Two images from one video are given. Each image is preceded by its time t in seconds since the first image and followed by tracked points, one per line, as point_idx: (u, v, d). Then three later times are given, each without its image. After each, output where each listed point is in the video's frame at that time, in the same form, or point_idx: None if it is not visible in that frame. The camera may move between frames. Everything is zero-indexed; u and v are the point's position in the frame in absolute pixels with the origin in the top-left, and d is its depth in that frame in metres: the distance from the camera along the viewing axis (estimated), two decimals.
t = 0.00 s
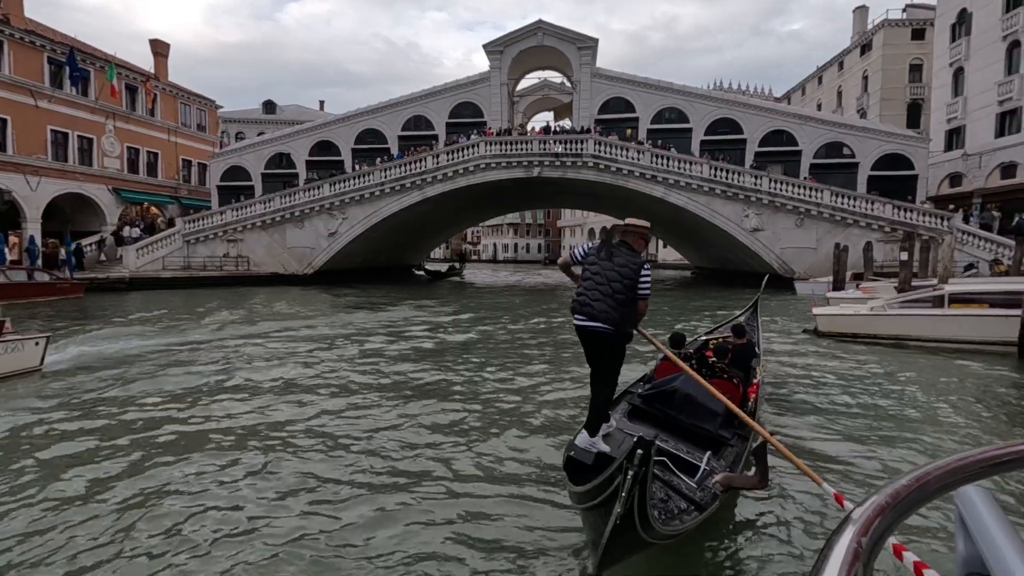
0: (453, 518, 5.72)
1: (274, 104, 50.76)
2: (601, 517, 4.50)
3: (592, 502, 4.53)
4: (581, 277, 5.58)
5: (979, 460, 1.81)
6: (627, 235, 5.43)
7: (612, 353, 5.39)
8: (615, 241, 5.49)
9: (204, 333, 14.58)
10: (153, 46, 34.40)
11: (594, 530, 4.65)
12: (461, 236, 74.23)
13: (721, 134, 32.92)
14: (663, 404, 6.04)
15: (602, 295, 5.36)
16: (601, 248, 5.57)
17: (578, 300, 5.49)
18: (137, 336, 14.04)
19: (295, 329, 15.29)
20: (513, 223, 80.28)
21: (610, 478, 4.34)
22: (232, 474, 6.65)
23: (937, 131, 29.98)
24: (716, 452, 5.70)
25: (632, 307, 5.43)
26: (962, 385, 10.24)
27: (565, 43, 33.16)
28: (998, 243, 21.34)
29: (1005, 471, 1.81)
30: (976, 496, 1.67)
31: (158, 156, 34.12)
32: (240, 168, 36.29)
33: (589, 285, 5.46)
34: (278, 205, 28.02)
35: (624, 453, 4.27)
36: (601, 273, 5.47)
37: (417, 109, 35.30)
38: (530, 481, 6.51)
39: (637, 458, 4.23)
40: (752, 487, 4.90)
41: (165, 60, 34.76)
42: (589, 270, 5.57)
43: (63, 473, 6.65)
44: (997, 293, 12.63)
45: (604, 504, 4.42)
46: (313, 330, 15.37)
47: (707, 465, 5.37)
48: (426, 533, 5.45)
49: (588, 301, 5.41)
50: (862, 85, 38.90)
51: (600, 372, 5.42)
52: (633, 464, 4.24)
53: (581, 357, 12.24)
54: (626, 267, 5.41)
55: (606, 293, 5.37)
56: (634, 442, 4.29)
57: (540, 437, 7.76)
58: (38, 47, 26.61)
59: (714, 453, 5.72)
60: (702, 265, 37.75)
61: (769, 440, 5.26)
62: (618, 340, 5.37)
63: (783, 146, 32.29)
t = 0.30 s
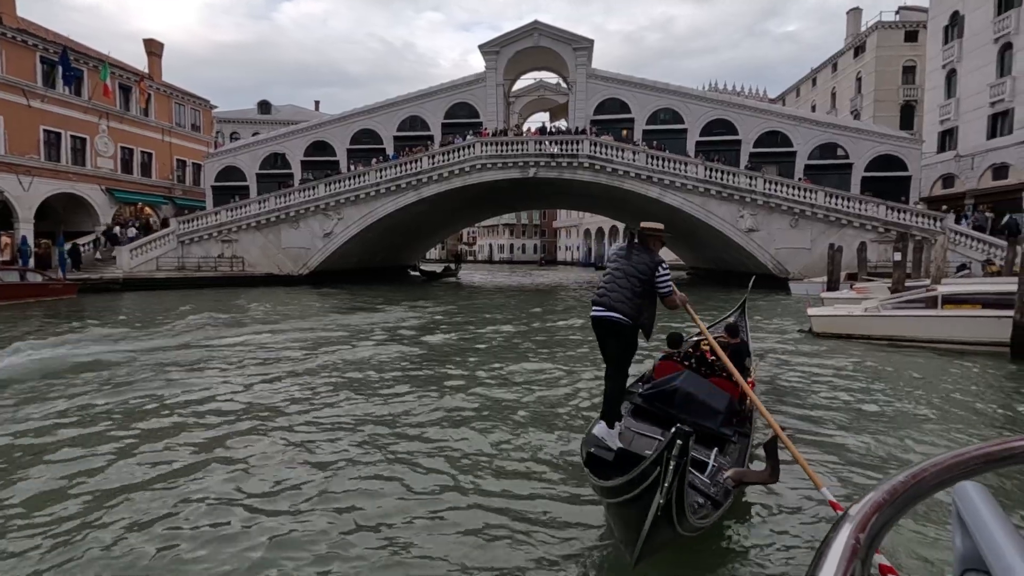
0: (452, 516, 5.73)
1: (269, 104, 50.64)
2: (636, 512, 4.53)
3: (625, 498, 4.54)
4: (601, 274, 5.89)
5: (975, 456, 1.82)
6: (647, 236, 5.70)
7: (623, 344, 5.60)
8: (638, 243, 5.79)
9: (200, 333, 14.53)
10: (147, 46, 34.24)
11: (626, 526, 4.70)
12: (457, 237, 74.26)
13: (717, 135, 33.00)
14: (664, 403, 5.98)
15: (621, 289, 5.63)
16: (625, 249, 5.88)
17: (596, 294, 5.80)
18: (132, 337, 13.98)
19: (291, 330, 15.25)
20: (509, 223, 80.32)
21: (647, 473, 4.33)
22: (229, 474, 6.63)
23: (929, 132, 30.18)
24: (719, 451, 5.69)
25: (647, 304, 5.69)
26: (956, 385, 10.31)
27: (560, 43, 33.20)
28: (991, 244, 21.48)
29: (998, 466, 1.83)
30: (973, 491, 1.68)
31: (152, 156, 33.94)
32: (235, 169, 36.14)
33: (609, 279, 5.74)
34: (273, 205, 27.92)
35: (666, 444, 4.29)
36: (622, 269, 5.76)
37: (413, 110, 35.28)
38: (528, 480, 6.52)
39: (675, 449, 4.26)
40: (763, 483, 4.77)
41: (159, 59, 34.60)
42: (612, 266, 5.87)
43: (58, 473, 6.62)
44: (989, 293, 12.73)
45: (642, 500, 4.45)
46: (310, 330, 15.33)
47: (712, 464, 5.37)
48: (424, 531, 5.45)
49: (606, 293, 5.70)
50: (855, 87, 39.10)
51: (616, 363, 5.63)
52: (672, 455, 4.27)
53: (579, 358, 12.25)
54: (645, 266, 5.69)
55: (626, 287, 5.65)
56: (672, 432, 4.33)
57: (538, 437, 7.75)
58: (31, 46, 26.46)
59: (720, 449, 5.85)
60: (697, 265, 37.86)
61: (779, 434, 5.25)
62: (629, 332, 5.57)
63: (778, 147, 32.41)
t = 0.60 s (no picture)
0: (449, 518, 5.72)
1: (264, 105, 50.52)
2: (684, 515, 4.58)
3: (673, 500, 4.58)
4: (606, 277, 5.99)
5: (966, 455, 1.83)
6: (649, 238, 5.88)
7: (631, 345, 5.65)
8: (641, 245, 5.96)
9: (195, 335, 14.47)
10: (141, 46, 34.06)
11: (671, 529, 4.75)
12: (453, 238, 74.29)
13: (712, 136, 33.10)
14: (668, 403, 6.06)
15: (627, 290, 5.73)
16: (629, 252, 6.02)
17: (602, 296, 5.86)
18: (128, 338, 13.94)
19: (288, 331, 15.24)
20: (505, 224, 80.38)
21: (698, 476, 4.37)
22: (225, 476, 6.61)
23: (922, 134, 30.37)
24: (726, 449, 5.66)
25: (651, 303, 5.79)
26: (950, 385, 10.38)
27: (556, 44, 33.25)
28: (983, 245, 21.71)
29: (987, 464, 1.84)
30: (969, 491, 1.67)
31: (145, 156, 33.78)
32: (229, 169, 35.98)
33: (614, 280, 5.86)
34: (268, 205, 27.83)
35: (717, 445, 4.33)
36: (626, 271, 5.89)
37: (408, 111, 35.25)
38: (526, 480, 6.53)
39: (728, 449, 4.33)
40: (778, 478, 4.76)
41: (153, 59, 34.46)
42: (617, 269, 6.00)
43: (52, 476, 6.59)
44: (981, 295, 12.84)
45: (694, 503, 4.49)
46: (306, 331, 15.33)
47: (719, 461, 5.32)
48: (421, 533, 5.44)
49: (612, 295, 5.77)
50: (849, 88, 39.32)
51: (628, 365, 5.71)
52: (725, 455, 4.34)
53: (576, 359, 12.27)
54: (649, 267, 5.84)
55: (632, 288, 5.76)
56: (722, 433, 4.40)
57: (534, 439, 7.74)
58: (23, 45, 26.31)
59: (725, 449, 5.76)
60: (691, 266, 37.97)
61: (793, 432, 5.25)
62: (637, 332, 5.62)
63: (773, 148, 32.54)
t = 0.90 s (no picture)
0: (448, 520, 5.72)
1: (258, 106, 50.34)
2: (721, 521, 4.48)
3: (711, 504, 4.51)
4: (609, 284, 5.95)
5: (961, 453, 1.85)
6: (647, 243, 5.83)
7: (642, 353, 5.67)
8: (640, 250, 5.91)
9: (190, 337, 14.39)
10: (134, 46, 33.88)
11: (708, 536, 4.67)
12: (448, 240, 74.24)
13: (706, 139, 33.24)
14: (668, 404, 6.30)
15: (633, 299, 5.70)
16: (631, 257, 5.95)
17: (608, 305, 5.84)
18: (122, 341, 13.84)
19: (284, 333, 15.18)
20: (500, 226, 80.36)
21: (738, 484, 4.28)
22: (222, 479, 6.58)
23: (915, 136, 30.56)
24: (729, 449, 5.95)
25: (658, 309, 5.75)
26: (945, 386, 10.45)
27: (551, 47, 33.31)
28: (976, 247, 21.95)
29: (983, 465, 1.84)
30: (960, 488, 1.69)
31: (139, 158, 33.60)
32: (224, 170, 35.85)
33: (619, 289, 5.83)
34: (263, 207, 27.73)
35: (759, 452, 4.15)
36: (629, 278, 5.84)
37: (403, 113, 35.21)
38: (524, 483, 6.53)
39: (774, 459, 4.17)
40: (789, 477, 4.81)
41: (147, 60, 34.30)
42: (619, 276, 5.95)
43: (48, 479, 6.54)
44: (973, 296, 12.94)
45: (734, 511, 4.38)
46: (303, 333, 15.28)
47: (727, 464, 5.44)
48: (420, 537, 5.42)
49: (619, 304, 5.74)
50: (843, 91, 39.54)
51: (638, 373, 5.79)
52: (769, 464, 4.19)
53: (573, 360, 12.29)
54: (652, 272, 5.80)
55: (638, 296, 5.73)
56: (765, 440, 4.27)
57: (532, 441, 7.73)
58: (15, 45, 26.13)
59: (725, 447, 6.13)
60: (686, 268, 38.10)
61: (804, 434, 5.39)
62: (647, 340, 5.63)
63: (767, 150, 32.69)
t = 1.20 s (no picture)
0: (445, 523, 5.72)
1: (253, 108, 50.19)
2: (746, 528, 4.44)
3: (735, 512, 4.46)
4: (622, 291, 5.94)
5: (950, 456, 1.86)
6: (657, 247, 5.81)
7: (659, 361, 5.73)
8: (648, 255, 5.90)
9: (186, 341, 14.33)
10: (127, 48, 33.71)
11: (729, 540, 4.64)
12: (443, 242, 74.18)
13: (700, 141, 33.42)
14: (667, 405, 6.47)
15: (650, 307, 5.73)
16: (640, 262, 5.93)
17: (622, 312, 5.84)
18: (117, 344, 13.75)
19: (280, 336, 15.14)
20: (495, 228, 80.37)
21: (763, 491, 4.22)
22: (219, 482, 6.56)
23: (908, 139, 30.75)
24: (730, 450, 6.12)
25: (672, 316, 5.79)
26: (938, 387, 10.54)
27: (546, 49, 33.37)
28: (967, 249, 22.16)
29: (973, 468, 1.86)
30: (951, 492, 1.68)
31: (132, 159, 33.42)
32: (217, 172, 35.73)
33: (634, 297, 5.82)
34: (257, 209, 27.60)
35: (789, 460, 4.08)
36: (643, 284, 5.84)
37: (398, 115, 35.21)
38: (521, 486, 6.52)
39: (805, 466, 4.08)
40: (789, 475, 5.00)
41: (140, 62, 34.15)
42: (631, 282, 5.92)
43: (43, 483, 6.51)
44: (965, 299, 13.05)
45: (760, 519, 4.32)
46: (298, 336, 15.23)
47: (735, 465, 5.53)
48: (417, 540, 5.42)
49: (635, 312, 5.75)
50: (835, 95, 39.80)
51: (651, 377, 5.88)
52: (798, 471, 4.12)
53: (570, 363, 12.32)
54: (665, 277, 5.83)
55: (653, 303, 5.77)
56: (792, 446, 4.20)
57: (528, 443, 7.75)
58: (7, 47, 25.98)
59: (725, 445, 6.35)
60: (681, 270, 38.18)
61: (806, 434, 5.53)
62: (664, 348, 5.72)
63: (761, 153, 32.87)
